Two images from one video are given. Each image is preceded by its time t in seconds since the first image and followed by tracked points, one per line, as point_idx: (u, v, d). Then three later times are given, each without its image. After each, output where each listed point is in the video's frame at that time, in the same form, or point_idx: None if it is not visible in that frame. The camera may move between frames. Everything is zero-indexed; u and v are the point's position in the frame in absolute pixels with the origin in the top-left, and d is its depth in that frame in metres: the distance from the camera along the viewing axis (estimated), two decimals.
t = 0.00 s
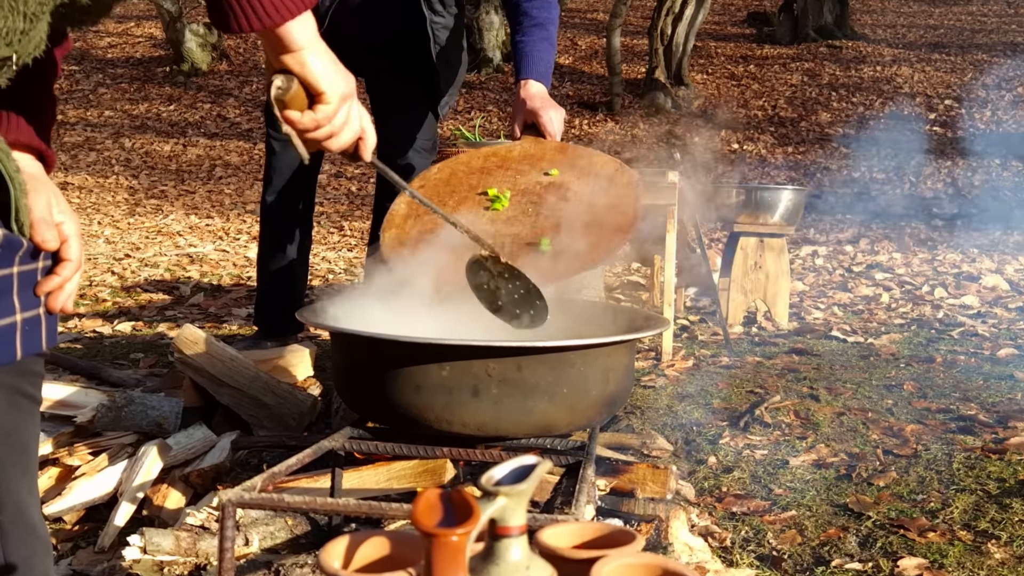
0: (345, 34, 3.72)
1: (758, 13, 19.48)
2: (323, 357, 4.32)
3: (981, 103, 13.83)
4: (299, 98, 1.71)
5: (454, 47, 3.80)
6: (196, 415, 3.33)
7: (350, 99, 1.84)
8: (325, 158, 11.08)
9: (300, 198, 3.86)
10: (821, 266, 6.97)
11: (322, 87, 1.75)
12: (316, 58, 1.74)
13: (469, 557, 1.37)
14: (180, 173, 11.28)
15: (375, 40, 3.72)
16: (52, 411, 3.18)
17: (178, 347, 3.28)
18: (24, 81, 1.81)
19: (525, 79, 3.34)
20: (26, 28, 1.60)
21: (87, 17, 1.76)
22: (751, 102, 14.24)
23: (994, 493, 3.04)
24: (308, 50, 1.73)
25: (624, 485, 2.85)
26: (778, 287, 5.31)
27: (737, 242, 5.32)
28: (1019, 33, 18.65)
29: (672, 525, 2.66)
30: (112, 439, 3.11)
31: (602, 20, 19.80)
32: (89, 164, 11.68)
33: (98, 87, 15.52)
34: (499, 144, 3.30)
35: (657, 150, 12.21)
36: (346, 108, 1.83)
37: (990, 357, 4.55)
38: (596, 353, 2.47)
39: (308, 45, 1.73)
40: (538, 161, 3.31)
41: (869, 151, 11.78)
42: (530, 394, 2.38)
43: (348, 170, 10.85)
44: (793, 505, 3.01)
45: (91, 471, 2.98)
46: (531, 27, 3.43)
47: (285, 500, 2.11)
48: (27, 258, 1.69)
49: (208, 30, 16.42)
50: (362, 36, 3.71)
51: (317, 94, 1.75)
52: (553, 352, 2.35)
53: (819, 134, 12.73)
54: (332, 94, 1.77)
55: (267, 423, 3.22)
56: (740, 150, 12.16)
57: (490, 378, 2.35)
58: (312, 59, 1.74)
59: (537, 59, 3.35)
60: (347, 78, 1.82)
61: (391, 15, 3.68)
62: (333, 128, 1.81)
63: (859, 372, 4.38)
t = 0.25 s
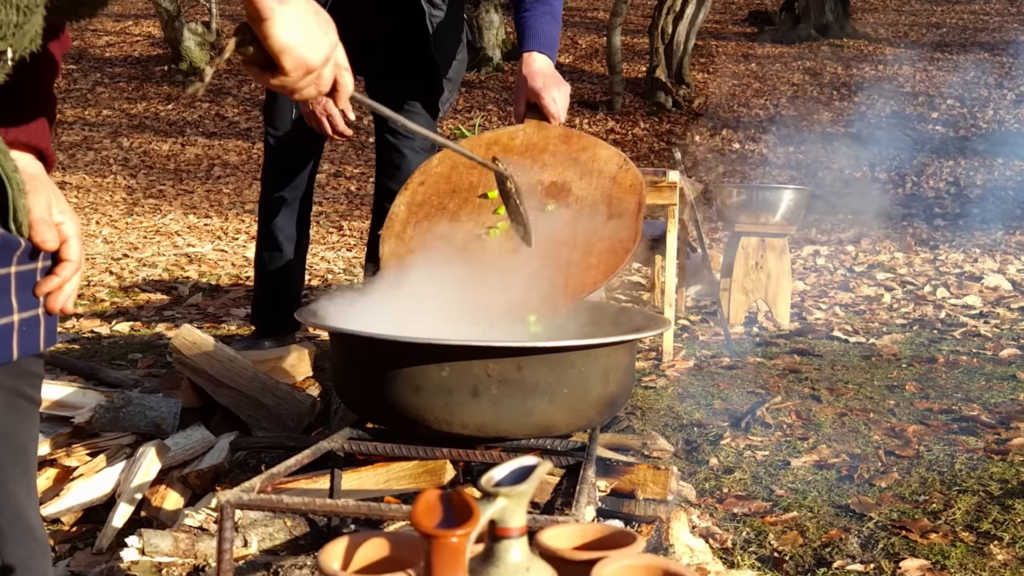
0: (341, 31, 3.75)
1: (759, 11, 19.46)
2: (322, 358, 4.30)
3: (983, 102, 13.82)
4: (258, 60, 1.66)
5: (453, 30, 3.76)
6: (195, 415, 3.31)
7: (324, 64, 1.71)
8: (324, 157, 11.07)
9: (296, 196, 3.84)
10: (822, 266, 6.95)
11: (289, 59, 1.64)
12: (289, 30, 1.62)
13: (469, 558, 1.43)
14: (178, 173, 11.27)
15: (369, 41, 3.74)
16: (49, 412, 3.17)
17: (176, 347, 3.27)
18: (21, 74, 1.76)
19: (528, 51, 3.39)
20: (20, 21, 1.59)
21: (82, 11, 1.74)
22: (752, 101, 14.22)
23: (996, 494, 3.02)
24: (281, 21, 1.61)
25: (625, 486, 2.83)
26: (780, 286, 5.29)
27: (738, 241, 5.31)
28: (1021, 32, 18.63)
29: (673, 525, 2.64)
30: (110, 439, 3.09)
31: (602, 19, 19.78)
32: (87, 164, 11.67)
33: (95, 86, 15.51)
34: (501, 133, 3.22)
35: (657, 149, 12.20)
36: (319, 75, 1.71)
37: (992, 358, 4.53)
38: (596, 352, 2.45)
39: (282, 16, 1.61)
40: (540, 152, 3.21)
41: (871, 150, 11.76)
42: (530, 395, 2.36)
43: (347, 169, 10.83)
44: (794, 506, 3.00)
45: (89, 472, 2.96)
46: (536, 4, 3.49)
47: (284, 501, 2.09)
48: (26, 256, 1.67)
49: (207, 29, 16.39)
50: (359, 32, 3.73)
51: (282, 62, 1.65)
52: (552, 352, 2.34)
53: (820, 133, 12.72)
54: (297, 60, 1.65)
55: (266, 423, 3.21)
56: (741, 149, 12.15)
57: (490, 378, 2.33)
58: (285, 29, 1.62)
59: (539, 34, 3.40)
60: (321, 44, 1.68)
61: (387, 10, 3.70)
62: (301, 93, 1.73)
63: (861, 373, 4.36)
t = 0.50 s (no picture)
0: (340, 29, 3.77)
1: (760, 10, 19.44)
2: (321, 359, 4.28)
3: (986, 101, 13.80)
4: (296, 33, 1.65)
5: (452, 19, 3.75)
6: (193, 416, 3.31)
7: (363, 32, 1.69)
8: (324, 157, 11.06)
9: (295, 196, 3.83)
10: (824, 265, 6.94)
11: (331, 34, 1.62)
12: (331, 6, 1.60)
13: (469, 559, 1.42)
14: (176, 172, 11.25)
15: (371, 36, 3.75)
16: (47, 412, 3.15)
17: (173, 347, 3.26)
18: (19, 72, 1.77)
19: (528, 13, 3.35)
20: (14, 20, 1.59)
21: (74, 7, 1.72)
22: (753, 100, 14.21)
23: (999, 495, 3.01)
24: None
25: (626, 487, 2.82)
26: (782, 287, 5.26)
27: (739, 241, 5.30)
28: None
29: (673, 526, 2.62)
30: (108, 440, 3.08)
31: (603, 17, 19.76)
32: (85, 163, 11.65)
33: (94, 85, 15.49)
34: (499, 108, 3.22)
35: (658, 149, 12.19)
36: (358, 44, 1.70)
37: (995, 358, 4.52)
38: (597, 353, 2.43)
39: None
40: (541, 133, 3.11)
41: (873, 150, 11.75)
42: (530, 395, 2.35)
43: (347, 169, 10.82)
44: (796, 508, 2.98)
45: (87, 473, 2.95)
46: None
47: (282, 502, 2.07)
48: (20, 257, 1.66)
49: (206, 28, 16.36)
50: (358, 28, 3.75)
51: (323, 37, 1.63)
52: (552, 352, 2.32)
53: (821, 133, 12.70)
54: (338, 34, 1.63)
55: (265, 423, 3.19)
56: (742, 148, 12.14)
57: (490, 379, 2.32)
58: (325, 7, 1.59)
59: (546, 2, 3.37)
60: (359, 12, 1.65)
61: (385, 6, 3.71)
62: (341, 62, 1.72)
63: (863, 373, 4.34)
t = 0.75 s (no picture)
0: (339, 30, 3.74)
1: (761, 9, 19.44)
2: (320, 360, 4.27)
3: (988, 100, 13.78)
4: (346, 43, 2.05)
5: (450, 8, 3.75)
6: (191, 417, 3.30)
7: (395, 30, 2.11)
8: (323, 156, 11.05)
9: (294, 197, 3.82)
10: (826, 265, 6.93)
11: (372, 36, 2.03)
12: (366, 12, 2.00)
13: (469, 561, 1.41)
14: (175, 172, 11.24)
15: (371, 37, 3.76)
16: (45, 413, 3.13)
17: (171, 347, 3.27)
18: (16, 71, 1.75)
19: None
20: (6, 18, 1.59)
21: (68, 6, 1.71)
22: (754, 99, 14.20)
23: (1001, 496, 3.00)
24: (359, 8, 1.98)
25: (626, 488, 2.80)
26: (783, 287, 5.26)
27: (740, 240, 5.29)
28: None
29: (674, 528, 2.61)
30: (106, 441, 3.07)
31: (604, 16, 19.76)
32: (83, 163, 11.64)
33: (92, 84, 15.48)
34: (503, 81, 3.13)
35: (659, 148, 12.18)
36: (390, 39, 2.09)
37: (997, 358, 4.50)
38: (597, 354, 2.42)
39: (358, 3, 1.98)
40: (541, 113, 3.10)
41: (875, 149, 11.73)
42: (530, 395, 2.34)
43: (346, 168, 10.80)
44: (797, 509, 2.97)
45: (85, 474, 2.94)
46: None
47: (282, 503, 2.06)
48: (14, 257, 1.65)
49: (204, 27, 16.34)
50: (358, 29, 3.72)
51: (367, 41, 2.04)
52: (552, 353, 2.31)
53: (823, 132, 12.69)
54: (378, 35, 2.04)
55: (264, 424, 3.16)
56: (743, 147, 12.12)
57: (491, 379, 2.30)
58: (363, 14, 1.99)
59: None
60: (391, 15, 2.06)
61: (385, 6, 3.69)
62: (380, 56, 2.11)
63: (865, 374, 4.33)
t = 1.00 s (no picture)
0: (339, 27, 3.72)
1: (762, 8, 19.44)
2: (319, 360, 4.25)
3: (990, 99, 13.77)
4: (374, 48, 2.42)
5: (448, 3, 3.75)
6: (189, 418, 3.28)
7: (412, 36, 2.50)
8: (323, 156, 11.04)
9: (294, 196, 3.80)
10: (827, 265, 6.91)
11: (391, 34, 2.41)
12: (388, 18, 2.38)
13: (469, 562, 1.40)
14: (173, 171, 11.23)
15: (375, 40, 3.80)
16: (43, 414, 3.11)
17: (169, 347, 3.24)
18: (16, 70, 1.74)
19: None
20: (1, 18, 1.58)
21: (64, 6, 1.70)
22: (755, 98, 14.19)
23: (1003, 497, 2.98)
24: (382, 15, 2.37)
25: (627, 489, 2.78)
26: (784, 286, 5.24)
27: (741, 240, 5.27)
28: None
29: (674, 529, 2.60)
30: (104, 442, 3.05)
31: (604, 15, 19.75)
32: (81, 162, 11.63)
33: (90, 83, 15.46)
34: (495, 66, 3.10)
35: (659, 147, 12.16)
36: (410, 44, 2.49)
37: (999, 359, 4.49)
38: (597, 355, 2.41)
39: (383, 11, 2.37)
40: (535, 102, 3.10)
41: (876, 148, 11.72)
42: (530, 396, 2.32)
43: (345, 168, 10.79)
44: (798, 510, 2.95)
45: (83, 474, 2.92)
46: None
47: (281, 505, 2.05)
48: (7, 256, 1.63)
49: (203, 25, 16.31)
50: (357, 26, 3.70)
51: (391, 44, 2.44)
52: (552, 354, 2.30)
53: (824, 131, 12.67)
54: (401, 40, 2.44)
55: (262, 425, 3.14)
56: (744, 147, 12.11)
57: (490, 380, 2.29)
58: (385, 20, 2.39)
59: None
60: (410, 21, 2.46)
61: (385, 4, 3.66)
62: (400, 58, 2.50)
63: (866, 374, 4.31)
